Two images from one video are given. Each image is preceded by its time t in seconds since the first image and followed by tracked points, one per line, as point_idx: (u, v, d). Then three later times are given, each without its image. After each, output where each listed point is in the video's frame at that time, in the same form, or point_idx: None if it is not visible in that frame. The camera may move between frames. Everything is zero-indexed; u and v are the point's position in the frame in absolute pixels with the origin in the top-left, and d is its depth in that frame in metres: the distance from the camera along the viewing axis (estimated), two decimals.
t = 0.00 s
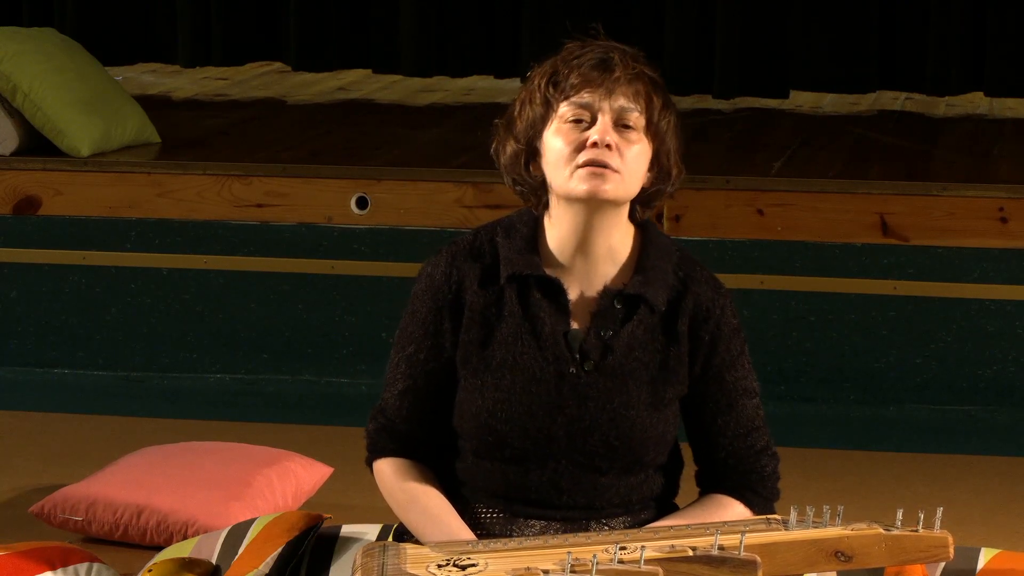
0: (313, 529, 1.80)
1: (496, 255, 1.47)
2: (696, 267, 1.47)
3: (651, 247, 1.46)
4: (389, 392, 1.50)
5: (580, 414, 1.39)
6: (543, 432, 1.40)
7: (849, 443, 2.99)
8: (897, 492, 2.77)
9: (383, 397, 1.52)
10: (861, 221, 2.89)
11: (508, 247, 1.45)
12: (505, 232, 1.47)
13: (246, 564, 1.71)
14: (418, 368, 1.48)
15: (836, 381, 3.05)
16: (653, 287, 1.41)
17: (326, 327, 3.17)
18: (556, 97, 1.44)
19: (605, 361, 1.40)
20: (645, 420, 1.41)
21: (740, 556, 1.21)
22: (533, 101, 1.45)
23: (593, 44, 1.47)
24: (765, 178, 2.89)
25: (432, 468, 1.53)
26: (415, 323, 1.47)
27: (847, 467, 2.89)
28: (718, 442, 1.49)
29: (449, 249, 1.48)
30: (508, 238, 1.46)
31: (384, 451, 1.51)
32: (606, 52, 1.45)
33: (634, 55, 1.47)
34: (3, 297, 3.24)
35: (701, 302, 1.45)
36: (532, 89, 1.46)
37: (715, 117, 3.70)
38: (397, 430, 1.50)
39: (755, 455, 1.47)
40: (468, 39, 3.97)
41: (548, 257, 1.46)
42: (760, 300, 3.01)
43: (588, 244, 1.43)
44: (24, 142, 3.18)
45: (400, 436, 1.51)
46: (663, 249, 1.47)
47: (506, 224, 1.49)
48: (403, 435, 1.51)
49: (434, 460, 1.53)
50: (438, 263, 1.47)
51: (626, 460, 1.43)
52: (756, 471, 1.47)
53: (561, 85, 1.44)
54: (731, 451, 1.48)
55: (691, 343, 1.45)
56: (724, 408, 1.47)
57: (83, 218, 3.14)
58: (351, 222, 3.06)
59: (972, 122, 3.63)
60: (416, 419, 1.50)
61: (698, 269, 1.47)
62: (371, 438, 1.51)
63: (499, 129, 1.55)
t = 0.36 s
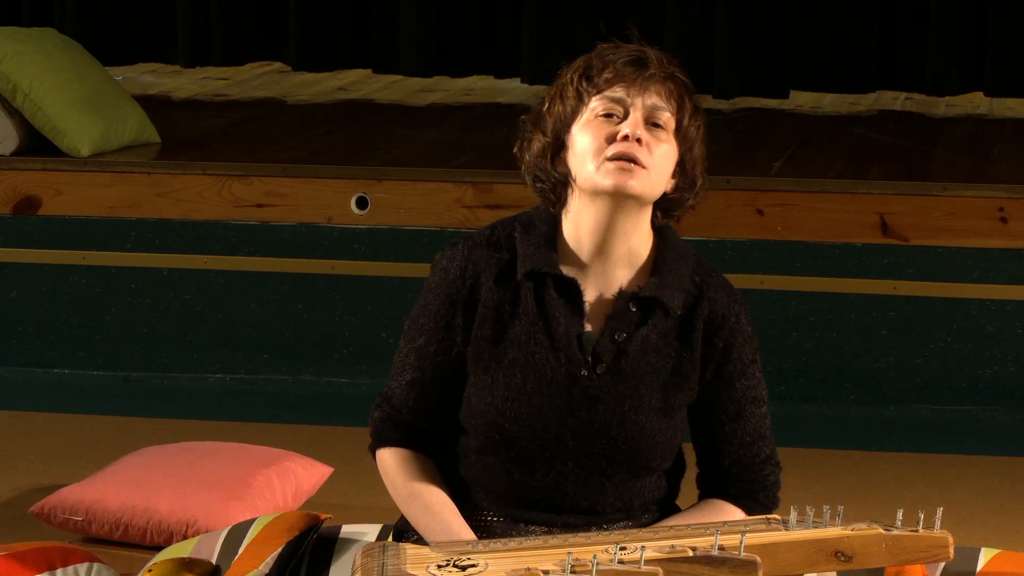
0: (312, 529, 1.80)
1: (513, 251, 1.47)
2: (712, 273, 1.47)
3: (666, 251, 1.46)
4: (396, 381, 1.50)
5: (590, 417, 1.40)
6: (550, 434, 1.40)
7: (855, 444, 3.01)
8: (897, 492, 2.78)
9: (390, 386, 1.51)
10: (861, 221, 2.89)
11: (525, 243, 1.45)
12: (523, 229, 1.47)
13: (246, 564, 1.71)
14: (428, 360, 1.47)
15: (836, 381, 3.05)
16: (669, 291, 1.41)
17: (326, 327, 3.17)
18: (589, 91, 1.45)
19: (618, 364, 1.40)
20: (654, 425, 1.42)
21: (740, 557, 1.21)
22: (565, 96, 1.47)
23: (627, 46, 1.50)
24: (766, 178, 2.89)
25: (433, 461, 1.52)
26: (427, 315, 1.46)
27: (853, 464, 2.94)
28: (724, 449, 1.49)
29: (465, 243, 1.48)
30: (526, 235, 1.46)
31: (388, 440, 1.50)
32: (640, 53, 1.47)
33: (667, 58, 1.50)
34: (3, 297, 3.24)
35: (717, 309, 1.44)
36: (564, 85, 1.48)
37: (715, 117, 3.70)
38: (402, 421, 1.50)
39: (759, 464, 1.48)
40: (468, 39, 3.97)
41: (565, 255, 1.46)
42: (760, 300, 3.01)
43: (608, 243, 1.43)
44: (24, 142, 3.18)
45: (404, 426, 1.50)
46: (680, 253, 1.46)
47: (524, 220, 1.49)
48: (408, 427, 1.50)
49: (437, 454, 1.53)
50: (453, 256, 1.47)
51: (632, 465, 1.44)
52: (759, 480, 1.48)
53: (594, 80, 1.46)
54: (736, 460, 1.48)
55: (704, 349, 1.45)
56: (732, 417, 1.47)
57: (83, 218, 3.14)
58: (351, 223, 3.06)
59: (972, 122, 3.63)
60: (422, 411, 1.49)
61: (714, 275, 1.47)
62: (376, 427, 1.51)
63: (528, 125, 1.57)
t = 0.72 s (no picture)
0: (312, 529, 1.80)
1: (514, 253, 1.47)
2: (713, 272, 1.47)
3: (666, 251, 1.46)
4: (397, 383, 1.50)
5: (590, 418, 1.40)
6: (550, 435, 1.41)
7: (851, 443, 3.05)
8: (897, 492, 2.78)
9: (391, 387, 1.52)
10: (861, 221, 2.89)
11: (526, 245, 1.45)
12: (523, 231, 1.48)
13: (246, 564, 1.71)
14: (428, 362, 1.48)
15: (836, 382, 3.05)
16: (669, 292, 1.41)
17: (326, 327, 3.17)
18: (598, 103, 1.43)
19: (618, 365, 1.40)
20: (655, 426, 1.42)
21: (740, 556, 1.21)
22: (573, 105, 1.44)
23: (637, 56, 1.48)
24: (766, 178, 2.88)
25: (433, 461, 1.53)
26: (427, 318, 1.47)
27: (852, 466, 2.94)
28: (724, 449, 1.49)
29: (465, 245, 1.48)
30: (526, 237, 1.46)
31: (389, 442, 1.51)
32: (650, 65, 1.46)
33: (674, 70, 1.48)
34: (2, 297, 3.24)
35: (717, 309, 1.44)
36: (571, 93, 1.46)
37: (715, 117, 3.70)
38: (402, 422, 1.50)
39: (760, 463, 1.47)
40: (468, 39, 3.97)
41: (566, 259, 1.46)
42: (760, 300, 3.01)
43: (611, 252, 1.43)
44: (24, 142, 3.18)
45: (406, 427, 1.51)
46: (680, 253, 1.46)
47: (525, 222, 1.49)
48: (408, 428, 1.51)
49: (438, 454, 1.53)
50: (453, 258, 1.47)
51: (633, 465, 1.44)
52: (761, 479, 1.47)
53: (603, 92, 1.43)
54: (737, 460, 1.48)
55: (704, 348, 1.45)
56: (733, 416, 1.47)
57: (83, 219, 3.14)
58: (351, 223, 3.06)
59: (972, 122, 3.63)
60: (423, 413, 1.50)
61: (714, 273, 1.47)
62: (377, 428, 1.51)
63: (529, 130, 1.54)
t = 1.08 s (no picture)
0: (312, 529, 1.80)
1: (518, 256, 1.46)
2: (716, 280, 1.47)
3: (670, 256, 1.45)
4: (398, 382, 1.50)
5: (591, 422, 1.40)
6: (551, 439, 1.41)
7: (852, 443, 3.07)
8: (897, 493, 2.78)
9: (391, 386, 1.51)
10: (862, 221, 2.89)
11: (531, 249, 1.44)
12: (529, 234, 1.47)
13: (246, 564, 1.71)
14: (429, 361, 1.47)
15: (836, 381, 3.05)
16: (673, 300, 1.41)
17: (326, 327, 3.17)
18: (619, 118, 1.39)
19: (620, 371, 1.41)
20: (656, 432, 1.43)
21: (740, 556, 1.21)
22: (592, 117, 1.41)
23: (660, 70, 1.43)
24: (765, 178, 2.89)
25: (432, 460, 1.53)
26: (429, 318, 1.46)
27: (852, 466, 2.94)
28: (724, 455, 1.49)
29: (469, 245, 1.47)
30: (531, 239, 1.45)
31: (389, 441, 1.50)
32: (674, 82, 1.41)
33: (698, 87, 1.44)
34: (2, 297, 3.24)
35: (721, 317, 1.44)
36: (592, 103, 1.41)
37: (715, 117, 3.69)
38: (402, 422, 1.50)
39: (759, 470, 1.48)
40: (468, 39, 3.97)
41: (571, 262, 1.45)
42: (759, 300, 3.01)
43: (619, 262, 1.42)
44: (24, 142, 3.18)
45: (406, 427, 1.50)
46: (684, 259, 1.46)
47: (530, 224, 1.48)
48: (408, 427, 1.50)
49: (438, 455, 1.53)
50: (457, 259, 1.46)
51: (632, 470, 1.44)
52: (759, 485, 1.47)
53: (626, 107, 1.39)
54: (736, 466, 1.48)
55: (707, 355, 1.45)
56: (733, 423, 1.47)
57: (83, 219, 3.14)
58: (351, 223, 3.06)
59: (972, 122, 3.63)
60: (423, 413, 1.50)
61: (719, 281, 1.47)
62: (377, 426, 1.51)
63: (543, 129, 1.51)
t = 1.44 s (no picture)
0: (312, 529, 1.80)
1: (507, 259, 1.48)
2: (707, 276, 1.48)
3: (660, 255, 1.46)
4: (394, 389, 1.51)
5: (584, 421, 1.41)
6: (545, 439, 1.42)
7: (852, 443, 3.05)
8: (897, 493, 2.78)
9: (387, 393, 1.53)
10: (862, 221, 2.89)
11: (520, 251, 1.45)
12: (516, 236, 1.48)
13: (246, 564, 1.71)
14: (423, 367, 1.49)
15: (836, 381, 3.05)
16: (663, 298, 1.42)
17: (326, 327, 3.17)
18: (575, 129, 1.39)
19: (611, 370, 1.41)
20: (651, 429, 1.43)
21: (740, 557, 1.21)
22: (551, 127, 1.41)
23: (620, 72, 1.40)
24: (765, 178, 2.89)
25: (432, 465, 1.54)
26: (421, 323, 1.48)
27: (851, 466, 2.94)
28: (721, 451, 1.49)
29: (458, 250, 1.48)
30: (519, 242, 1.47)
31: (387, 447, 1.52)
32: (630, 87, 1.39)
33: (660, 88, 1.41)
34: (2, 297, 3.24)
35: (711, 314, 1.45)
36: (550, 114, 1.41)
37: (715, 117, 3.69)
38: (400, 428, 1.52)
39: (756, 464, 1.48)
40: (468, 39, 3.97)
41: (559, 265, 1.46)
42: (759, 300, 3.01)
43: (600, 265, 1.44)
44: (24, 142, 3.18)
45: (403, 433, 1.52)
46: (673, 256, 1.46)
47: (518, 226, 1.49)
48: (406, 433, 1.52)
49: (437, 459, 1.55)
50: (446, 263, 1.48)
51: (628, 467, 1.45)
52: (756, 479, 1.48)
53: (579, 119, 1.39)
54: (733, 462, 1.48)
55: (699, 352, 1.46)
56: (728, 419, 1.47)
57: (84, 219, 3.14)
58: (351, 223, 3.06)
59: (972, 122, 3.63)
60: (419, 418, 1.51)
61: (709, 278, 1.47)
62: (376, 434, 1.53)
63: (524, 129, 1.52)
